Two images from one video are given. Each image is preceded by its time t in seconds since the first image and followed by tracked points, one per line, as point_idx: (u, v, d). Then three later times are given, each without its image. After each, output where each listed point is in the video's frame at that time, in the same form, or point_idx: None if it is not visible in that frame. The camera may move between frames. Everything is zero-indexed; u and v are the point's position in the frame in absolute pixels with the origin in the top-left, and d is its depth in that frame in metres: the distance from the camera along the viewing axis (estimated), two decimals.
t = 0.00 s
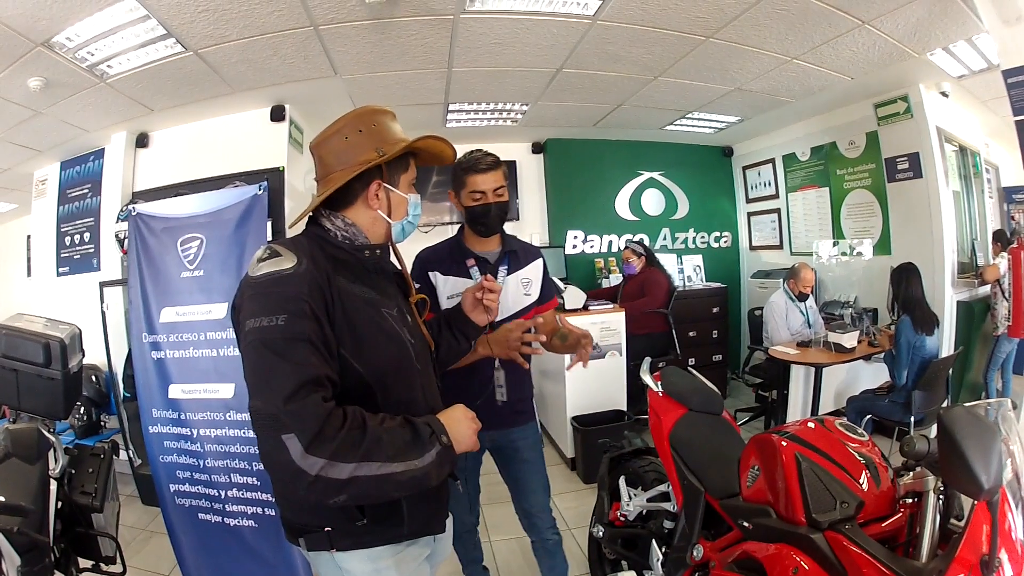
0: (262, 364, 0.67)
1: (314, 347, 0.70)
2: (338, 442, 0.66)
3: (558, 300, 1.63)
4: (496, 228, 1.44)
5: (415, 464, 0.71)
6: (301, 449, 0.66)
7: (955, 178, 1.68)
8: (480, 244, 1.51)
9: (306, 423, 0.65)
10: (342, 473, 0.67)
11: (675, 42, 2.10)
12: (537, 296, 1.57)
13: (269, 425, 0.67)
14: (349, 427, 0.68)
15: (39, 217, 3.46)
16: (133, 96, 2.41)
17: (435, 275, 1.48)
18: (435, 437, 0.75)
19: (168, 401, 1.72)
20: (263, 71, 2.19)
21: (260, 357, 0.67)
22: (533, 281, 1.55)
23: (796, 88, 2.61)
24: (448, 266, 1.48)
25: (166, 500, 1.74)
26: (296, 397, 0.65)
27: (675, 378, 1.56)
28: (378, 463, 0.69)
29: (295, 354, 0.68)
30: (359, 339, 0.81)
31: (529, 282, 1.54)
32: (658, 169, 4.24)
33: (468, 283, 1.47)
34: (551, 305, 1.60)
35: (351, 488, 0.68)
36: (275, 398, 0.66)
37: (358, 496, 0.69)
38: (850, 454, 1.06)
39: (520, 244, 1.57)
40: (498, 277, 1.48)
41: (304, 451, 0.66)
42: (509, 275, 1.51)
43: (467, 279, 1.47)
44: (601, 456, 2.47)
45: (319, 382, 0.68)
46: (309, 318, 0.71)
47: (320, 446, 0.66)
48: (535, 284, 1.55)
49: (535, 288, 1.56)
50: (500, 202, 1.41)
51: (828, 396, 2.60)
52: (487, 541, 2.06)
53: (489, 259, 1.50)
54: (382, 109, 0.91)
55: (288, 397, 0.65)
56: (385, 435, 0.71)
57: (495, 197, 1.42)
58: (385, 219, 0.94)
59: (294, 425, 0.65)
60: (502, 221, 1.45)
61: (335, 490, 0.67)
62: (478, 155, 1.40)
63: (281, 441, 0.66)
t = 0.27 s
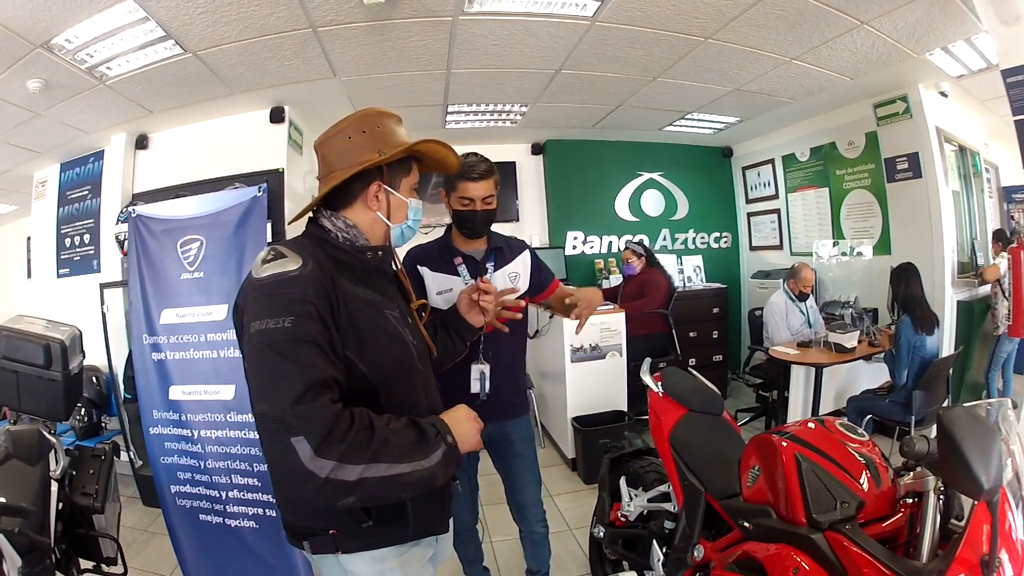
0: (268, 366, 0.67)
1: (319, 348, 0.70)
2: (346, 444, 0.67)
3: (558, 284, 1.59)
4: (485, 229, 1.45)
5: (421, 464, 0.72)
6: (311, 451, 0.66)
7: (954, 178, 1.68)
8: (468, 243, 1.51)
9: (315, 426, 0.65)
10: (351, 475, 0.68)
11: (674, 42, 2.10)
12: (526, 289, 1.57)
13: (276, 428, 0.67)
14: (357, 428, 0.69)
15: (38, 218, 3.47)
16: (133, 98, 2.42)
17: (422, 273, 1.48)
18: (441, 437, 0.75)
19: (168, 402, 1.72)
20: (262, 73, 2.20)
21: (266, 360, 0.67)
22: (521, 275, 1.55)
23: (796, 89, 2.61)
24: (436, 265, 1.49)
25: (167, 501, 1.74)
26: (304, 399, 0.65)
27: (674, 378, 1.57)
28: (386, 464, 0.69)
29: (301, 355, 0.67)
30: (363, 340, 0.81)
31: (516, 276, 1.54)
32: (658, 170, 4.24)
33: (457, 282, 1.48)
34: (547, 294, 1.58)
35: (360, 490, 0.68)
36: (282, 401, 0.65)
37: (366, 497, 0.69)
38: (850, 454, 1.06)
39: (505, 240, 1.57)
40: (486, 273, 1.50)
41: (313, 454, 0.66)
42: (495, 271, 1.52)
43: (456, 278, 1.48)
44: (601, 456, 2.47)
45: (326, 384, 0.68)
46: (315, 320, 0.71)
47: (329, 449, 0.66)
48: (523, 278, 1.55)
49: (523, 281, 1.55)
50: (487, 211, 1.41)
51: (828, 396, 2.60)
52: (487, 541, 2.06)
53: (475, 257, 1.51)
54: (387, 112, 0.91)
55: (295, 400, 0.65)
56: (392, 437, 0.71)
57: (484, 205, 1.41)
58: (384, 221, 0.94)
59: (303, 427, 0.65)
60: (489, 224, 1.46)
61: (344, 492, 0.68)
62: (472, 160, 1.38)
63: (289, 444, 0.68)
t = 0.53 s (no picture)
0: (274, 365, 0.67)
1: (325, 347, 0.70)
2: (353, 443, 0.67)
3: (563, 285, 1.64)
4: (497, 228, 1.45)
5: (426, 461, 0.72)
6: (317, 450, 0.66)
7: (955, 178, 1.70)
8: (479, 241, 1.51)
9: (322, 424, 0.65)
10: (357, 473, 0.68)
11: (675, 40, 2.10)
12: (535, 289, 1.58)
13: (282, 428, 0.67)
14: (363, 427, 0.69)
15: (39, 216, 3.47)
16: (133, 97, 2.42)
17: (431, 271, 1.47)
18: (444, 434, 0.76)
19: (168, 400, 1.72)
20: (263, 71, 2.20)
21: (272, 359, 0.67)
22: (532, 274, 1.57)
23: (797, 87, 2.61)
24: (446, 263, 1.48)
25: (167, 499, 1.74)
26: (311, 398, 0.65)
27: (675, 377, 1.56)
28: (392, 462, 0.70)
29: (307, 354, 0.67)
30: (367, 338, 0.81)
31: (526, 275, 1.55)
32: (659, 169, 4.25)
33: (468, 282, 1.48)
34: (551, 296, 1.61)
35: (366, 488, 0.69)
36: (288, 400, 0.65)
37: (372, 495, 0.70)
38: (850, 454, 1.05)
39: (517, 240, 1.58)
40: (497, 273, 1.50)
41: (320, 453, 0.66)
42: (507, 271, 1.52)
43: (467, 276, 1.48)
44: (600, 455, 2.47)
45: (331, 382, 0.68)
46: (320, 318, 0.71)
47: (335, 448, 0.66)
48: (533, 278, 1.56)
49: (534, 281, 1.57)
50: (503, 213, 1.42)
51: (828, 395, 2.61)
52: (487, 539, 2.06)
53: (486, 257, 1.51)
54: (388, 109, 0.91)
55: (302, 399, 0.65)
56: (396, 434, 0.71)
57: (501, 207, 1.42)
58: (389, 219, 0.94)
59: (309, 426, 0.65)
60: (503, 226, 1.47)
61: (350, 490, 0.68)
62: (491, 161, 1.38)
63: (295, 443, 0.66)
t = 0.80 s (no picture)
0: (273, 366, 0.66)
1: (323, 348, 0.70)
2: (353, 444, 0.67)
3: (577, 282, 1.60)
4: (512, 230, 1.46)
5: (424, 461, 0.72)
6: (317, 453, 0.66)
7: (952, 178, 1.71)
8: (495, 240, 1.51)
9: (322, 425, 0.65)
10: (357, 475, 0.68)
11: (670, 41, 2.10)
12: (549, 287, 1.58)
13: (282, 430, 0.66)
14: (362, 428, 0.69)
15: (35, 216, 3.46)
16: (130, 96, 2.42)
17: (445, 265, 1.48)
18: (441, 434, 0.75)
19: (163, 400, 1.72)
20: (259, 71, 2.20)
21: (270, 360, 0.66)
22: (545, 273, 1.57)
23: (793, 88, 2.61)
24: (460, 260, 1.49)
25: (162, 499, 1.74)
26: (310, 400, 0.65)
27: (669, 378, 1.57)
28: (390, 463, 0.70)
29: (306, 355, 0.67)
30: (365, 339, 0.81)
31: (540, 275, 1.56)
32: (654, 169, 4.26)
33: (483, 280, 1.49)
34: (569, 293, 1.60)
35: (365, 490, 0.69)
36: (288, 402, 0.65)
37: (371, 497, 0.69)
38: (846, 455, 1.06)
39: (531, 239, 1.58)
40: (512, 271, 1.52)
41: (320, 455, 0.66)
42: (520, 269, 1.53)
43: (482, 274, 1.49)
44: (596, 456, 2.47)
45: (330, 383, 0.68)
46: (318, 319, 0.71)
47: (336, 450, 0.66)
48: (547, 276, 1.56)
49: (547, 280, 1.57)
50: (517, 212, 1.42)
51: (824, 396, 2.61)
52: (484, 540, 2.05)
53: (501, 255, 1.52)
54: (380, 108, 0.91)
55: (301, 401, 0.65)
56: (394, 435, 0.71)
57: (514, 208, 1.42)
58: (384, 217, 0.94)
59: (309, 428, 0.65)
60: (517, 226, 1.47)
61: (350, 492, 0.68)
62: (502, 162, 1.38)
63: (294, 445, 0.67)
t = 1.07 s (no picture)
0: (271, 364, 0.66)
1: (322, 345, 0.70)
2: (350, 442, 0.67)
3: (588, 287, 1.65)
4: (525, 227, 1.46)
5: (422, 459, 0.72)
6: (315, 451, 0.66)
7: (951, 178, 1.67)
8: (507, 238, 1.51)
9: (321, 423, 0.65)
10: (355, 473, 0.68)
11: (669, 40, 2.10)
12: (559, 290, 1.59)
13: (280, 428, 0.66)
14: (360, 426, 0.69)
15: (33, 213, 3.45)
16: (129, 94, 2.41)
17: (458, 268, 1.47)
18: (438, 432, 0.75)
19: (160, 398, 1.72)
20: (257, 68, 2.19)
21: (269, 358, 0.66)
22: (558, 275, 1.57)
23: (792, 87, 2.61)
24: (474, 262, 1.49)
25: (159, 497, 1.74)
26: (309, 397, 0.65)
27: (666, 376, 1.56)
28: (388, 461, 0.69)
29: (305, 353, 0.67)
30: (363, 337, 0.81)
31: (554, 276, 1.56)
32: (652, 169, 4.25)
33: (495, 279, 1.48)
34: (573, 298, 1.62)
35: (363, 488, 0.68)
36: (287, 400, 0.65)
37: (369, 495, 0.69)
38: (844, 455, 1.05)
39: (546, 240, 1.58)
40: (524, 272, 1.51)
41: (318, 453, 0.66)
42: (533, 270, 1.53)
43: (494, 274, 1.48)
44: (594, 454, 2.47)
45: (329, 381, 0.68)
46: (317, 316, 0.71)
47: (334, 448, 0.66)
48: (560, 278, 1.57)
49: (561, 282, 1.57)
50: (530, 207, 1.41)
51: (822, 396, 2.61)
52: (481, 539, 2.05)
53: (513, 255, 1.52)
54: (377, 105, 0.91)
55: (300, 399, 0.65)
56: (392, 433, 0.71)
57: (527, 202, 1.41)
58: (382, 214, 0.94)
59: (308, 426, 0.65)
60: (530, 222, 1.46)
61: (348, 490, 0.68)
62: (515, 158, 1.40)
63: (293, 443, 0.67)
